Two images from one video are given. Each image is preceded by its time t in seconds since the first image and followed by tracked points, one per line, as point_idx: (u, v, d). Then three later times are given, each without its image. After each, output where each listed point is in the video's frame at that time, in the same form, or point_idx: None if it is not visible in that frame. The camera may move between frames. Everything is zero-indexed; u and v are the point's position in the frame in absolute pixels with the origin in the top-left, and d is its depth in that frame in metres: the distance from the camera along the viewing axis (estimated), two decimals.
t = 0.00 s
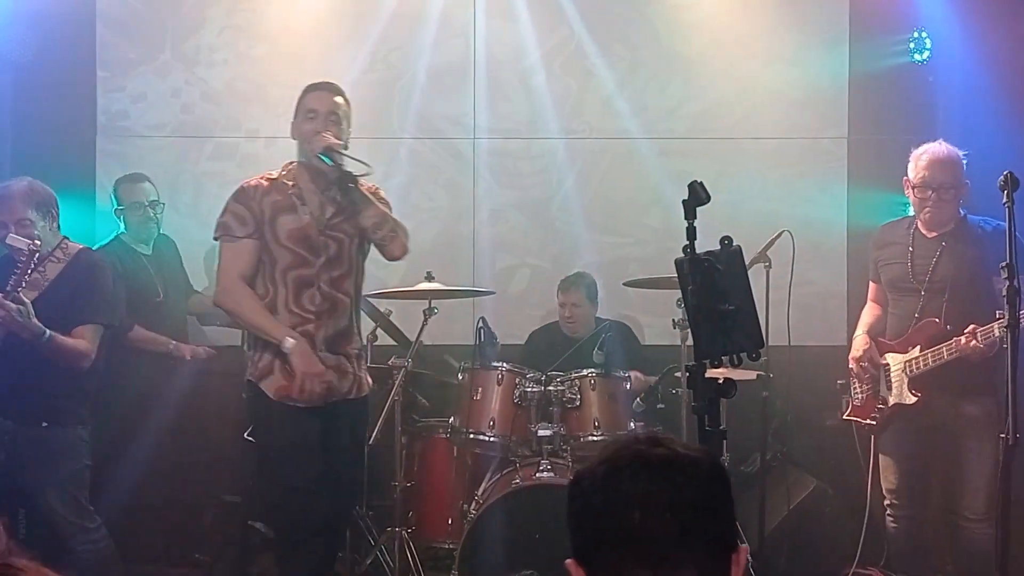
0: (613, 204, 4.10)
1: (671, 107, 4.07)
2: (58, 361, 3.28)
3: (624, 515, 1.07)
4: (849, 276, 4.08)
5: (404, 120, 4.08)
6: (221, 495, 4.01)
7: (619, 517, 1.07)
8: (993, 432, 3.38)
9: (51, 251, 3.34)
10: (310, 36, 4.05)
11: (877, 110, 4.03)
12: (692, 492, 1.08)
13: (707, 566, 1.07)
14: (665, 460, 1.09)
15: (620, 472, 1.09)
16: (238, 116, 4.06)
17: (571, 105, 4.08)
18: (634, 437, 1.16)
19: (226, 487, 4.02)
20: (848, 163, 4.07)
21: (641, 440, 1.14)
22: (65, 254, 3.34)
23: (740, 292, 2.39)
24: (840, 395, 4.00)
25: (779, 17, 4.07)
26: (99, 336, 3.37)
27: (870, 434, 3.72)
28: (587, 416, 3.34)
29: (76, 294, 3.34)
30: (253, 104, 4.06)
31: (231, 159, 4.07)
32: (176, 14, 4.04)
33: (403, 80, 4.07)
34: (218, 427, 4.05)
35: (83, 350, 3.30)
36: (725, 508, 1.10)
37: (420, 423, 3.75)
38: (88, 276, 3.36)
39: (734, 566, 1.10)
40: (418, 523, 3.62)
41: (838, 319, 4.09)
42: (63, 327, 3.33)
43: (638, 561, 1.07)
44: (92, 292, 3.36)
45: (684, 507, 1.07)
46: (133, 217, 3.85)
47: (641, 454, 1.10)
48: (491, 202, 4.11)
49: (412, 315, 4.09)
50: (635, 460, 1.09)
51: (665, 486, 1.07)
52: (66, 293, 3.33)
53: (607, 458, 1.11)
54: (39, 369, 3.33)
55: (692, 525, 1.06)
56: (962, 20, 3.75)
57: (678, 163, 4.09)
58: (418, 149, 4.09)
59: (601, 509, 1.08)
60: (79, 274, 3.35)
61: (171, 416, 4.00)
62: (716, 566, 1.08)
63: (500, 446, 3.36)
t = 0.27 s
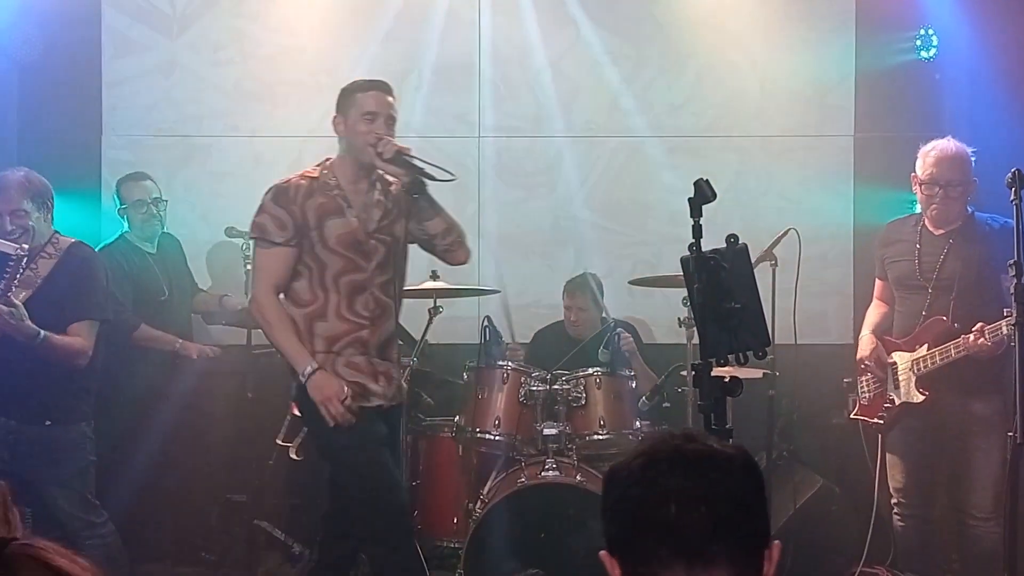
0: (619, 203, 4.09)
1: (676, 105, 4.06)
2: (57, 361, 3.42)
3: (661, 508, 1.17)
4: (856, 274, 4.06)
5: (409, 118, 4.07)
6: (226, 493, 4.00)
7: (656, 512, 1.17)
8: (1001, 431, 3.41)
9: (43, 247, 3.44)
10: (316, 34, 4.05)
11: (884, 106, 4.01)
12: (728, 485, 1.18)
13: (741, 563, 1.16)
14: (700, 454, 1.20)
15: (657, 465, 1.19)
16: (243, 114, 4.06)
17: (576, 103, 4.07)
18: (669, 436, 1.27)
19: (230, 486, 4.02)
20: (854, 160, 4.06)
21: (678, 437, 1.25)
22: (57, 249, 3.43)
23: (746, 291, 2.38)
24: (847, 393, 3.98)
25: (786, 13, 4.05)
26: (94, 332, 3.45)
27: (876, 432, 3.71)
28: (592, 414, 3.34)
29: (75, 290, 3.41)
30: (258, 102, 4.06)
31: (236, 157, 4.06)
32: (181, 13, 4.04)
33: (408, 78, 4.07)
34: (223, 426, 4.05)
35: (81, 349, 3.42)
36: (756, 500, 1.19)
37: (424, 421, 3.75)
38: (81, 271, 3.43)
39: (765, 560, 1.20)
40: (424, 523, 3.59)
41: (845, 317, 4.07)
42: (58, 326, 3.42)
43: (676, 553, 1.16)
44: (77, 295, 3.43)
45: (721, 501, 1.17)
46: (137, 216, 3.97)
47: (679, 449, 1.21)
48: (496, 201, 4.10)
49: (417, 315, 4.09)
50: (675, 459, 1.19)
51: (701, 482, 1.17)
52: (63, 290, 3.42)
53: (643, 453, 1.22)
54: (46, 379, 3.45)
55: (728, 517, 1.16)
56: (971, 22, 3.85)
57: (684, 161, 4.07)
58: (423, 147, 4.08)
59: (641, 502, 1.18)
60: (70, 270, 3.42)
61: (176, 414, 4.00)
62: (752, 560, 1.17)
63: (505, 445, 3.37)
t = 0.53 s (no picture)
0: (622, 202, 4.09)
1: (680, 104, 4.05)
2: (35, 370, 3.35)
3: (680, 497, 1.18)
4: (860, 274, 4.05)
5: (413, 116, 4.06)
6: (230, 491, 4.02)
7: (675, 505, 1.18)
8: (1005, 429, 3.39)
9: (17, 251, 3.36)
10: (320, 33, 4.05)
11: (888, 104, 4.01)
12: (748, 477, 1.19)
13: (762, 557, 1.17)
14: (722, 446, 1.21)
15: (678, 455, 1.21)
16: (246, 113, 4.06)
17: (580, 101, 4.06)
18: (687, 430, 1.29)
19: (234, 484, 4.03)
20: (858, 159, 4.05)
21: (698, 430, 1.27)
22: (31, 253, 3.36)
23: (750, 291, 2.38)
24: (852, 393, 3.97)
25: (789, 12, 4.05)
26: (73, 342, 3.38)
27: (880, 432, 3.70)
28: (595, 413, 3.36)
29: (48, 296, 3.36)
30: (262, 101, 4.06)
31: (240, 156, 4.06)
32: (185, 12, 4.04)
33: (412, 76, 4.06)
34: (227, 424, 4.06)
35: (59, 358, 3.34)
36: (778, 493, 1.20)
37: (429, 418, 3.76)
38: (58, 276, 3.38)
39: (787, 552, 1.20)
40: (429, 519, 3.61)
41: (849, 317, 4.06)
42: (35, 336, 3.35)
43: (698, 542, 1.17)
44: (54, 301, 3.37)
45: (741, 490, 1.18)
46: (141, 215, 3.99)
47: (699, 440, 1.22)
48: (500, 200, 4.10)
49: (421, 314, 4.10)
50: (692, 452, 1.20)
51: (718, 472, 1.19)
52: (37, 297, 3.36)
53: (663, 445, 1.23)
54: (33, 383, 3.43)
55: (749, 507, 1.17)
56: (975, 20, 3.87)
57: (687, 160, 4.07)
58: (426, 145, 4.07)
59: (658, 498, 1.19)
60: (47, 276, 3.37)
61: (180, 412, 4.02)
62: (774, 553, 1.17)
63: (509, 444, 3.35)
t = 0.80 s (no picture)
0: (622, 199, 4.06)
1: (682, 101, 4.04)
2: None
3: (679, 495, 1.32)
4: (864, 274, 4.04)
5: (415, 115, 4.05)
6: (230, 490, 3.99)
7: (671, 502, 1.31)
8: (1006, 428, 3.70)
9: None
10: (322, 33, 4.06)
11: (892, 104, 4.01)
12: (742, 475, 1.32)
13: (756, 556, 1.30)
14: (718, 446, 1.35)
15: (677, 453, 1.34)
16: (249, 112, 4.06)
17: (582, 100, 4.04)
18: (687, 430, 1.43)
19: (233, 483, 4.00)
20: (861, 157, 4.02)
21: (696, 430, 1.41)
22: None
23: (753, 289, 2.38)
24: (856, 391, 3.95)
25: (792, 9, 4.05)
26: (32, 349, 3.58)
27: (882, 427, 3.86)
28: (596, 411, 3.79)
29: (6, 303, 3.55)
30: (266, 100, 4.06)
31: (241, 155, 4.05)
32: (187, 10, 4.04)
33: (413, 75, 4.06)
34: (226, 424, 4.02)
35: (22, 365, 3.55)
36: (771, 491, 1.34)
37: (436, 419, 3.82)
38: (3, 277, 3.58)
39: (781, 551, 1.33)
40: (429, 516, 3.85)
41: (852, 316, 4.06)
42: None
43: (693, 539, 1.30)
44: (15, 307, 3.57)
45: (735, 488, 1.31)
46: (141, 214, 4.02)
47: (696, 440, 1.36)
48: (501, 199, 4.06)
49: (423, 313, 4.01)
50: (689, 453, 1.34)
51: (715, 473, 1.32)
52: None
53: (663, 443, 1.37)
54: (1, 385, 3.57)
55: (742, 506, 1.30)
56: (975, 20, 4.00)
57: (690, 158, 4.05)
58: (427, 143, 4.04)
59: (656, 495, 1.33)
60: None
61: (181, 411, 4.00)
62: (767, 548, 1.30)
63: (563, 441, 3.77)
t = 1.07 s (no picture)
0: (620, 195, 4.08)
1: (683, 99, 4.05)
2: None
3: (642, 497, 1.09)
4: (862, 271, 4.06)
5: (416, 113, 4.07)
6: (232, 488, 4.03)
7: (633, 509, 1.08)
8: (1008, 425, 3.39)
9: None
10: (322, 30, 4.05)
11: (893, 101, 4.03)
12: (713, 475, 1.10)
13: (722, 564, 1.08)
14: (684, 444, 1.12)
15: (636, 452, 1.11)
16: (249, 110, 4.06)
17: (583, 98, 4.04)
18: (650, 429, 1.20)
19: (236, 481, 4.04)
20: (861, 154, 4.04)
21: (661, 429, 1.17)
22: None
23: (754, 285, 2.38)
24: (853, 387, 3.98)
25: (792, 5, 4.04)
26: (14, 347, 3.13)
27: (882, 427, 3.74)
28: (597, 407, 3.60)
29: None
30: (266, 98, 4.06)
31: (242, 153, 4.06)
32: (187, 7, 4.04)
33: (414, 73, 4.07)
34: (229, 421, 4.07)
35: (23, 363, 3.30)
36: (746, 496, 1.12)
37: (433, 416, 3.72)
38: None
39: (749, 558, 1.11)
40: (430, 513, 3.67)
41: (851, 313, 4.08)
42: None
43: (655, 549, 1.07)
44: None
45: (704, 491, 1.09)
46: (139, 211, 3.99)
47: (661, 437, 1.13)
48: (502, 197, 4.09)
49: (423, 309, 4.07)
50: (659, 455, 1.10)
51: (681, 475, 1.09)
52: None
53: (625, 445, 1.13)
54: None
55: (710, 510, 1.08)
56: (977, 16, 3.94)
57: (690, 155, 4.05)
58: (427, 141, 4.08)
59: (616, 502, 1.09)
60: None
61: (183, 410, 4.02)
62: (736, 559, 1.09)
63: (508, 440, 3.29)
